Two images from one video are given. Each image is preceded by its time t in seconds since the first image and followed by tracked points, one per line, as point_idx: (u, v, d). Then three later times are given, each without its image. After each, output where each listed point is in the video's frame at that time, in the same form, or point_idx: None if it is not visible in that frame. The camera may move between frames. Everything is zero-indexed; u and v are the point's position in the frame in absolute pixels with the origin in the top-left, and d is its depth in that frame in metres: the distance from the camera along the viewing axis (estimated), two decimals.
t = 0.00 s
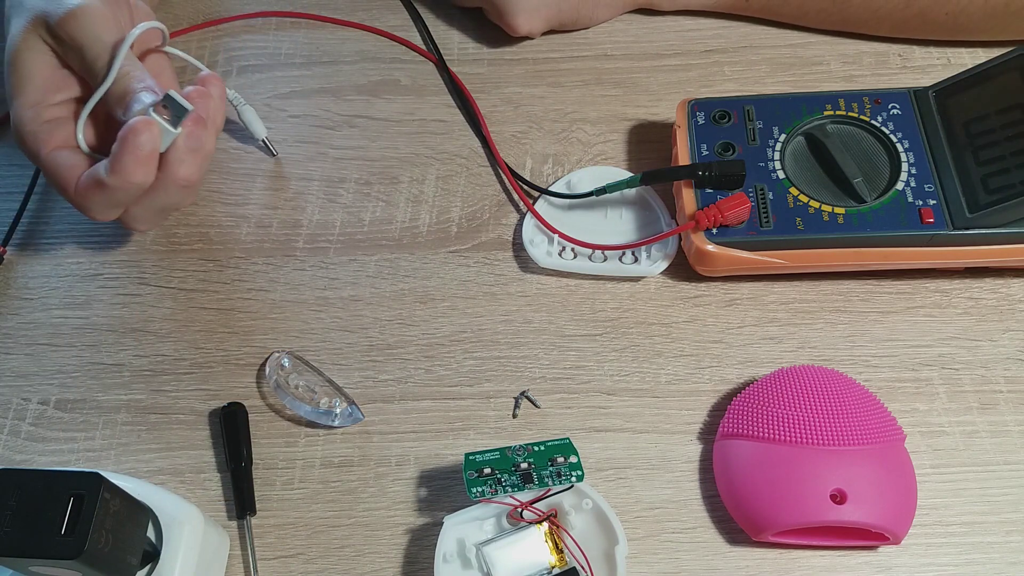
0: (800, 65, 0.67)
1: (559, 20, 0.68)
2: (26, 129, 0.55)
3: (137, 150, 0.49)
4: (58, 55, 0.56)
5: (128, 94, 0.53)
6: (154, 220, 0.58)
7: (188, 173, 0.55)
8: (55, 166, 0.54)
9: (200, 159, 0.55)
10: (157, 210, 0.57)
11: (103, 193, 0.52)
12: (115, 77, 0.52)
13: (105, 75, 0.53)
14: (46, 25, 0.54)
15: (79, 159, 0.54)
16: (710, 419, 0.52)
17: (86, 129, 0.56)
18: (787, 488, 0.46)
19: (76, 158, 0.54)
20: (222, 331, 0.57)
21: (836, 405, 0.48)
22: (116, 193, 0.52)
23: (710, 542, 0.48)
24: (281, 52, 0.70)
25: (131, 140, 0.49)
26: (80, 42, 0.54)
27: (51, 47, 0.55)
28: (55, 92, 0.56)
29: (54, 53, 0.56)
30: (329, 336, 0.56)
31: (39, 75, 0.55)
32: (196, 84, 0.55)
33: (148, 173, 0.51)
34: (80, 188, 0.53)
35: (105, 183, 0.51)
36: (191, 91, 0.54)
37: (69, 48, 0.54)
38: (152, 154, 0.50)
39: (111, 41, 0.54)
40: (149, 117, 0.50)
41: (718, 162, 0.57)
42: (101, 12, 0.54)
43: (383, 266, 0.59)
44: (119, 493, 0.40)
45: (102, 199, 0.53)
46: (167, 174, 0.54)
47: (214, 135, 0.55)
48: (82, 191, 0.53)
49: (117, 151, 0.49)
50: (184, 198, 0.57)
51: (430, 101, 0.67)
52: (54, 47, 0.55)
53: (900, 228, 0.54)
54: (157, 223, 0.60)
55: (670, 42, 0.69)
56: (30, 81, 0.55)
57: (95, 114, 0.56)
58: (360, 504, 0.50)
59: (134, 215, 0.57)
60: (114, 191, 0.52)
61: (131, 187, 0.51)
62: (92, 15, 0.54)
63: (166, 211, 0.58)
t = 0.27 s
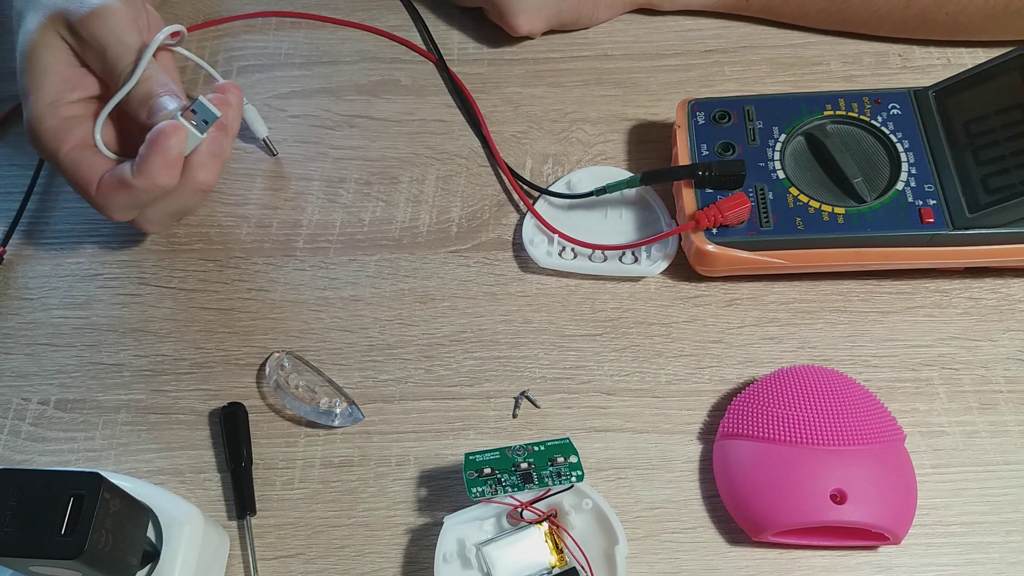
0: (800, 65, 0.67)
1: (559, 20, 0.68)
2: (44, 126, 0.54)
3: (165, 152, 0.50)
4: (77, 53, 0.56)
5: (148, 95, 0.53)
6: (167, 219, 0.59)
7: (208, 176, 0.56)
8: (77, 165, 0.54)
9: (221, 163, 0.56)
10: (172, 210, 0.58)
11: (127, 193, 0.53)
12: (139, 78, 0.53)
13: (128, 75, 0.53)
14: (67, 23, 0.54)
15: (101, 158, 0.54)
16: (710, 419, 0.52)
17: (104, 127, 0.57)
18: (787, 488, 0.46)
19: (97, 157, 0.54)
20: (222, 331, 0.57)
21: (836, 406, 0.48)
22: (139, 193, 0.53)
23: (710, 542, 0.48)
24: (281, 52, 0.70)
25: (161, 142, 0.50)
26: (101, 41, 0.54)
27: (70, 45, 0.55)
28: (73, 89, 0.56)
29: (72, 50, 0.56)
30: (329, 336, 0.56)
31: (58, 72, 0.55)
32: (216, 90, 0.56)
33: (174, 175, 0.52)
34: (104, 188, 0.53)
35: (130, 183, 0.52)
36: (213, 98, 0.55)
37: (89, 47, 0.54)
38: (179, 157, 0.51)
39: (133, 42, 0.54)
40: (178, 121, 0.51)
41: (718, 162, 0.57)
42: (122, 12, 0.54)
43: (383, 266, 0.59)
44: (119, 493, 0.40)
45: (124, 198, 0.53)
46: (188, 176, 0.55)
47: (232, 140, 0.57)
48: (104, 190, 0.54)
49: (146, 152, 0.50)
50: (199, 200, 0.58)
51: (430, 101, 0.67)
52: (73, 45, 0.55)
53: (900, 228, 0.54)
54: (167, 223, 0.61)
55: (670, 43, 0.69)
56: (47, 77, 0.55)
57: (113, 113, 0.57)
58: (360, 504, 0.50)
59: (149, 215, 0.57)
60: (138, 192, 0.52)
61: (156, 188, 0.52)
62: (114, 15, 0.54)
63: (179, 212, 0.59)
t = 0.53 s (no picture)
0: (800, 65, 0.67)
1: (559, 20, 0.68)
2: (49, 124, 0.54)
3: (169, 146, 0.50)
4: (79, 51, 0.56)
5: (151, 90, 0.53)
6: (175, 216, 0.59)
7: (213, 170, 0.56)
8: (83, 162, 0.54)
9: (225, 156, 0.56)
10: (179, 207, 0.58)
11: (133, 189, 0.53)
12: (141, 74, 0.53)
13: (131, 71, 0.53)
14: (68, 20, 0.54)
15: (106, 154, 0.54)
16: (710, 419, 0.52)
17: (108, 123, 0.56)
18: (787, 488, 0.46)
19: (102, 153, 0.54)
20: (222, 331, 0.57)
21: (836, 406, 0.48)
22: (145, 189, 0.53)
23: (710, 542, 0.48)
24: (281, 52, 0.70)
25: (165, 136, 0.50)
26: (104, 38, 0.54)
27: (72, 43, 0.55)
28: (76, 87, 0.56)
29: (74, 49, 0.56)
30: (329, 336, 0.56)
31: (60, 70, 0.55)
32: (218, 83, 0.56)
33: (179, 169, 0.52)
34: (111, 184, 0.53)
35: (137, 179, 0.52)
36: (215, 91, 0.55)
37: (91, 45, 0.54)
38: (184, 151, 0.51)
39: (135, 37, 0.54)
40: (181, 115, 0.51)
41: (718, 162, 0.57)
42: (123, 8, 0.54)
43: (383, 266, 0.59)
44: (119, 493, 0.40)
45: (131, 194, 0.53)
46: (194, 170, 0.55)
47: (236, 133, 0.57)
48: (111, 186, 0.53)
49: (150, 147, 0.50)
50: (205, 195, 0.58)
51: (431, 101, 0.67)
52: (75, 42, 0.55)
53: (900, 228, 0.54)
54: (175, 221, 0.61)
55: (670, 43, 0.69)
56: (50, 76, 0.55)
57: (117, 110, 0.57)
58: (360, 504, 0.50)
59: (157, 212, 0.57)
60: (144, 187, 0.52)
61: (162, 183, 0.52)
62: (114, 11, 0.54)
63: (187, 208, 0.59)
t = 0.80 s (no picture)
0: (800, 65, 0.67)
1: (559, 20, 0.68)
2: (48, 123, 0.54)
3: (167, 142, 0.50)
4: (76, 49, 0.56)
5: (150, 87, 0.53)
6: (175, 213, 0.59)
7: (212, 166, 0.56)
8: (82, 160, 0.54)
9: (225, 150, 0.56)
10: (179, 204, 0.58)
11: (133, 186, 0.53)
12: (140, 70, 0.53)
13: (129, 67, 0.53)
14: (65, 20, 0.54)
15: (105, 152, 0.54)
16: (710, 419, 0.52)
17: (107, 121, 0.56)
18: (787, 488, 0.46)
19: (101, 151, 0.54)
20: (222, 331, 0.57)
21: (836, 406, 0.48)
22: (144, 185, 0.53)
23: (710, 542, 0.48)
24: (281, 52, 0.70)
25: (161, 132, 0.49)
26: (101, 35, 0.54)
27: (69, 41, 0.55)
28: (75, 85, 0.56)
29: (72, 47, 0.56)
30: (329, 336, 0.56)
31: (58, 69, 0.55)
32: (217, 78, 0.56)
33: (178, 166, 0.52)
34: (111, 182, 0.53)
35: (136, 177, 0.52)
36: (214, 86, 0.55)
37: (88, 43, 0.54)
38: (182, 146, 0.51)
39: (132, 33, 0.54)
40: (178, 111, 0.51)
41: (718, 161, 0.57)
42: (119, 5, 0.54)
43: (383, 266, 0.59)
44: (119, 492, 0.40)
45: (131, 192, 0.53)
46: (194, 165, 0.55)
47: (235, 128, 0.57)
48: (111, 184, 0.53)
49: (149, 144, 0.50)
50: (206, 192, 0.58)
51: (431, 101, 0.67)
52: (73, 41, 0.55)
53: (900, 228, 0.54)
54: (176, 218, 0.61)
55: (670, 43, 0.69)
56: (48, 75, 0.55)
57: (116, 108, 0.57)
58: (360, 504, 0.50)
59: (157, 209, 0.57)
60: (144, 184, 0.52)
61: (161, 179, 0.52)
62: (111, 9, 0.54)
63: (188, 205, 0.59)
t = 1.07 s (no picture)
0: (800, 65, 0.67)
1: (560, 22, 0.68)
2: (46, 120, 0.54)
3: (163, 146, 0.50)
4: (79, 48, 0.56)
5: (149, 91, 0.53)
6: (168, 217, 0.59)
7: (208, 172, 0.55)
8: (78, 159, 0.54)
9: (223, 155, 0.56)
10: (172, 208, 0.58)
11: (125, 189, 0.53)
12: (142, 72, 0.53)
13: (130, 67, 0.53)
14: (70, 18, 0.54)
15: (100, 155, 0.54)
16: (710, 419, 0.52)
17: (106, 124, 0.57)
18: (787, 488, 0.46)
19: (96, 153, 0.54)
20: (222, 331, 0.57)
21: (836, 406, 0.48)
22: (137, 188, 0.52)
23: (710, 542, 0.48)
24: (281, 52, 0.70)
25: (156, 137, 0.49)
26: (105, 35, 0.54)
27: (73, 39, 0.55)
28: (76, 84, 0.56)
29: (76, 46, 0.56)
30: (329, 336, 0.56)
31: (60, 67, 0.55)
32: (216, 80, 0.55)
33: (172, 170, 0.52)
34: (101, 183, 0.53)
35: (128, 180, 0.52)
36: (215, 90, 0.55)
37: (91, 42, 0.54)
38: (178, 151, 0.51)
39: (135, 35, 0.54)
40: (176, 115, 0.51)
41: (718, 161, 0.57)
42: (125, 6, 0.55)
43: (383, 266, 0.59)
44: (119, 492, 0.40)
45: (123, 194, 0.53)
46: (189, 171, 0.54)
47: (234, 132, 0.56)
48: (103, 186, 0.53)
49: (143, 147, 0.50)
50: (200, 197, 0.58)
51: (431, 101, 0.67)
52: (76, 40, 0.55)
53: (900, 228, 0.54)
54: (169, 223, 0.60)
55: (670, 43, 0.69)
56: (50, 72, 0.55)
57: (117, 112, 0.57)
58: (360, 504, 0.50)
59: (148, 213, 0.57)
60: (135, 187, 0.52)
61: (154, 183, 0.52)
62: (116, 8, 0.54)
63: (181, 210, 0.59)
